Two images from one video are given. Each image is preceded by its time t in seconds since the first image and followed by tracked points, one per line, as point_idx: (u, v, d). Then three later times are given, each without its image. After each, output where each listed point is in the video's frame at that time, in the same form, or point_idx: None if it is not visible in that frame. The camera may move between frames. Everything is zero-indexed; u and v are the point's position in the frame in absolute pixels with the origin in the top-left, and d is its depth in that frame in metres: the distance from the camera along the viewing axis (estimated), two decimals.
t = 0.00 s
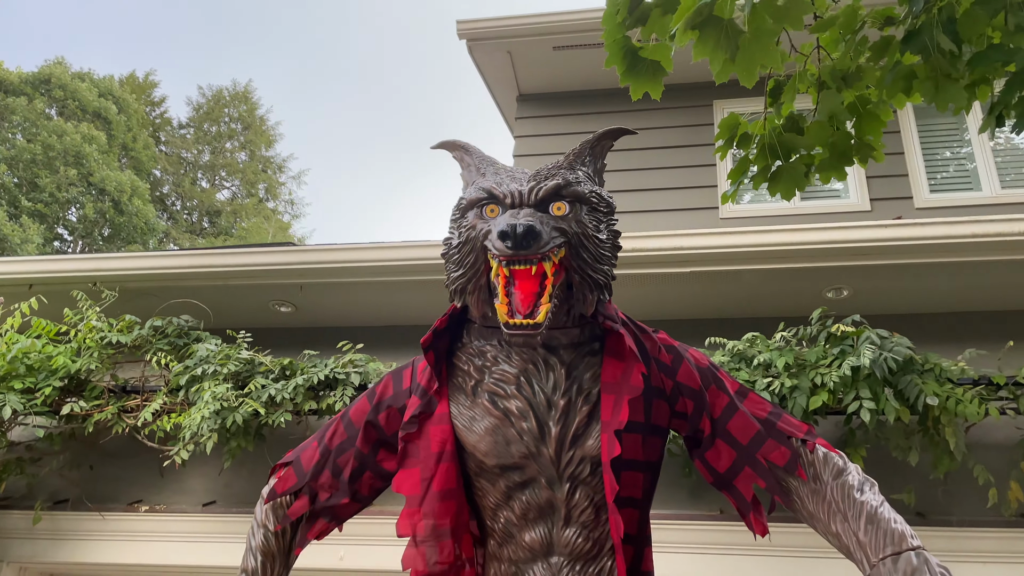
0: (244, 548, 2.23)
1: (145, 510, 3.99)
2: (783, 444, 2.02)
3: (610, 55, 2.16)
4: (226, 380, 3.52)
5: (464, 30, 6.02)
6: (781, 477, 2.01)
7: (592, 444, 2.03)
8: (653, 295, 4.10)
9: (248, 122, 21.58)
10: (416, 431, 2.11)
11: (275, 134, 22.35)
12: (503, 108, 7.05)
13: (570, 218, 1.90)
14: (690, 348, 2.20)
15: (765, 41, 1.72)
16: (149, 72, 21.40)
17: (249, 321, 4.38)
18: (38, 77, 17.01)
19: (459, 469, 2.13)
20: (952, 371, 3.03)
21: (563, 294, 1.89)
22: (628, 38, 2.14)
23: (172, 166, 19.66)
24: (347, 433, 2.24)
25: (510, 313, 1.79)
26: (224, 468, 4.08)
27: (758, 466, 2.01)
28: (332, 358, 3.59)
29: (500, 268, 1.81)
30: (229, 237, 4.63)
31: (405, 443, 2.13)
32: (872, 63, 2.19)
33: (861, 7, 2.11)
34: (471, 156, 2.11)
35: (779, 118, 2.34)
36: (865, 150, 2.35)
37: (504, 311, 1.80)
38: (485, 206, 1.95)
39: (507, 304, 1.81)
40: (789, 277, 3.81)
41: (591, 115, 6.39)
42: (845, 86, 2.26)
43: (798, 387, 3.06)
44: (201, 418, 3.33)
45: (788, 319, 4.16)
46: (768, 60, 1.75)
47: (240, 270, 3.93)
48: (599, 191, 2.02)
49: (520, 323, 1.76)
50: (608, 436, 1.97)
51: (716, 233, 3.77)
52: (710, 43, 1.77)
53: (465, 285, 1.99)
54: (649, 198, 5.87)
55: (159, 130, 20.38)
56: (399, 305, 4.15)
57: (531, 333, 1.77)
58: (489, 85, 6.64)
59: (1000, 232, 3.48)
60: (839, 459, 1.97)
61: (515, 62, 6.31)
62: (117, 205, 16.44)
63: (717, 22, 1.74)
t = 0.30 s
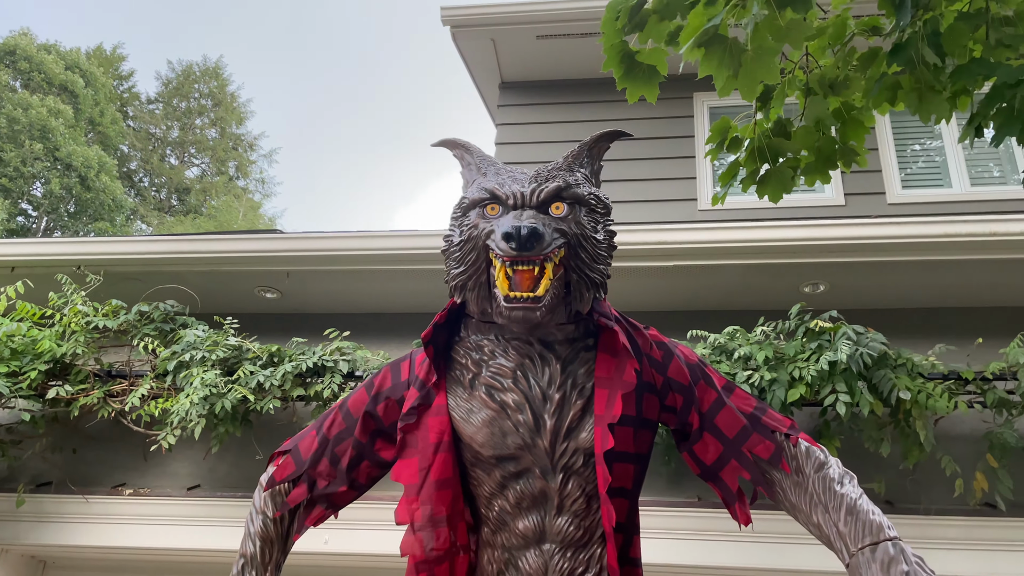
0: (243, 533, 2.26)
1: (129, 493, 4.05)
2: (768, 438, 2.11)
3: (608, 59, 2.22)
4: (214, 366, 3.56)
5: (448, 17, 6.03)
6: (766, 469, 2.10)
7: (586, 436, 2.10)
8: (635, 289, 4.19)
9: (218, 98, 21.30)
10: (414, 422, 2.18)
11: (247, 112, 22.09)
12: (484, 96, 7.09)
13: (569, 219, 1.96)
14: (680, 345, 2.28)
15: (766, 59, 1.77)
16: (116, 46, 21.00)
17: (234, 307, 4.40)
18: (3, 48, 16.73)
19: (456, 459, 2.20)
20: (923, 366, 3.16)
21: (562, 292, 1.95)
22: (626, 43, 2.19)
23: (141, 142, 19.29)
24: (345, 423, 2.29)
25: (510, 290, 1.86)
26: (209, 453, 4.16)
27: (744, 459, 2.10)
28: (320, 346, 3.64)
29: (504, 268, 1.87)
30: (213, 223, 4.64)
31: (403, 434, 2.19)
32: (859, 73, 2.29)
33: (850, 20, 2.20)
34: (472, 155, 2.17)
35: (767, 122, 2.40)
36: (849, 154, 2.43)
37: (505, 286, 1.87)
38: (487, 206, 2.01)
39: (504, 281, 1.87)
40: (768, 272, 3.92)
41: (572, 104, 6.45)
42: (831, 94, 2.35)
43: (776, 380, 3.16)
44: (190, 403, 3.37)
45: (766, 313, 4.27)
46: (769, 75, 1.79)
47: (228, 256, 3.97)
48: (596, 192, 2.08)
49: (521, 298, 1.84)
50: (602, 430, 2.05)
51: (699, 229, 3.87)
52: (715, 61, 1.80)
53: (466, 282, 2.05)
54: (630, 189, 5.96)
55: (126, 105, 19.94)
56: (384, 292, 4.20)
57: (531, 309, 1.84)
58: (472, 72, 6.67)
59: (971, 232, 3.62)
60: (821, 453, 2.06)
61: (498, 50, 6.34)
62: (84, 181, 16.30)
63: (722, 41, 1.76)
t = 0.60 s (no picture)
0: (239, 523, 2.25)
1: (106, 483, 4.04)
2: (756, 431, 2.18)
3: (605, 62, 2.28)
4: (197, 356, 3.56)
5: (425, 7, 6.02)
6: (753, 462, 2.17)
7: (581, 429, 2.16)
8: (614, 283, 4.27)
9: (177, 80, 20.87)
10: (412, 415, 2.21)
11: (207, 94, 21.65)
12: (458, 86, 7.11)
13: (570, 218, 2.01)
14: (671, 341, 2.35)
15: (773, 72, 1.82)
16: (70, 24, 20.42)
17: (212, 297, 4.39)
18: None
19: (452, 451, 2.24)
20: (894, 362, 3.29)
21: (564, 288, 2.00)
22: (624, 46, 2.24)
23: (97, 123, 18.68)
24: (342, 414, 2.32)
25: (514, 269, 1.90)
26: (187, 442, 4.18)
27: (733, 452, 2.17)
28: (303, 337, 3.66)
29: (509, 264, 1.90)
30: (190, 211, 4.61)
31: (401, 426, 2.22)
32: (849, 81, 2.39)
33: (838, 30, 2.27)
34: (473, 154, 2.21)
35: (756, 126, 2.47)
36: (833, 157, 2.50)
37: (509, 265, 1.91)
38: (490, 203, 2.05)
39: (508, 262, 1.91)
40: (744, 268, 4.02)
41: (547, 97, 6.50)
42: (820, 100, 2.44)
43: (755, 374, 3.26)
44: (174, 393, 3.37)
45: (739, 308, 4.38)
46: (776, 86, 1.84)
47: (210, 246, 3.98)
48: (594, 191, 2.13)
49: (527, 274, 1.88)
50: (598, 423, 2.10)
51: (679, 225, 3.95)
52: (725, 72, 1.88)
53: (466, 278, 2.09)
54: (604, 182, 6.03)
55: (82, 84, 19.37)
56: (365, 284, 4.25)
57: (537, 287, 1.88)
58: (447, 63, 6.67)
59: (938, 233, 3.78)
60: (806, 447, 2.14)
61: (475, 42, 6.35)
62: (39, 161, 15.81)
63: (730, 52, 1.84)
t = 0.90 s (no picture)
0: (238, 521, 2.25)
1: (82, 480, 4.00)
2: (750, 429, 2.25)
3: (607, 67, 2.33)
4: (181, 352, 3.54)
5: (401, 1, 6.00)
6: (747, 458, 2.24)
7: (582, 427, 2.20)
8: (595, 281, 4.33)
9: (130, 65, 20.27)
10: (415, 413, 2.23)
11: (162, 83, 21.12)
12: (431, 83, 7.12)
13: (577, 221, 2.05)
14: (667, 340, 2.41)
15: (788, 85, 1.81)
16: (18, 6, 19.74)
17: (190, 291, 4.36)
18: None
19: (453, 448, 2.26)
20: (868, 360, 3.41)
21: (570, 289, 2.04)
22: (625, 52, 2.30)
23: (46, 109, 17.97)
24: (343, 412, 2.33)
25: (524, 271, 1.93)
26: (165, 438, 4.15)
27: (727, 449, 2.24)
28: (288, 333, 3.67)
29: (520, 266, 1.93)
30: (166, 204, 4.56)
31: (404, 424, 2.23)
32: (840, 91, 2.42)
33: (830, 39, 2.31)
34: (477, 156, 2.24)
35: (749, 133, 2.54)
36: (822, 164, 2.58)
37: (519, 267, 1.94)
38: (498, 205, 2.08)
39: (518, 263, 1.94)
40: (723, 268, 4.11)
41: (521, 94, 6.53)
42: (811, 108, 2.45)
43: (737, 371, 3.36)
44: (158, 389, 3.35)
45: (716, 307, 4.47)
46: (790, 100, 1.83)
47: (191, 240, 3.97)
48: (598, 193, 2.17)
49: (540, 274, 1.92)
50: (599, 421, 2.15)
51: (660, 225, 4.02)
52: (742, 85, 1.90)
53: (472, 278, 2.12)
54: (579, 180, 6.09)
55: (31, 68, 18.72)
56: (347, 281, 4.30)
57: (548, 289, 1.91)
58: (421, 58, 6.66)
59: (910, 236, 3.91)
60: (798, 443, 2.21)
61: (450, 38, 6.36)
62: None
63: (748, 66, 1.86)
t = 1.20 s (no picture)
0: (237, 520, 2.21)
1: (63, 478, 3.96)
2: (742, 430, 2.28)
3: (605, 75, 2.39)
4: (167, 350, 3.52)
5: None
6: (739, 458, 2.28)
7: (579, 428, 2.19)
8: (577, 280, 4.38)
9: (93, 54, 19.50)
10: (415, 413, 2.20)
11: (124, 70, 20.62)
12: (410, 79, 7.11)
13: (578, 227, 2.10)
14: (661, 344, 2.46)
15: (793, 102, 1.91)
16: None
17: (172, 287, 4.35)
18: None
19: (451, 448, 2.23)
20: (846, 361, 3.51)
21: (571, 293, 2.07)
22: (623, 61, 2.35)
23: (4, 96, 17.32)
24: (341, 412, 2.32)
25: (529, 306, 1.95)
26: (147, 436, 4.13)
27: (720, 449, 2.28)
28: (275, 331, 3.67)
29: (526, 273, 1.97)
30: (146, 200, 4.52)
31: (404, 424, 2.20)
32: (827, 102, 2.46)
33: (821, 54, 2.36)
34: (479, 161, 2.28)
35: (740, 139, 2.61)
36: (809, 171, 2.66)
37: (524, 301, 1.96)
38: (502, 212, 2.11)
39: (522, 292, 1.98)
40: (705, 269, 4.18)
41: (500, 92, 6.56)
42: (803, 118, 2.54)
43: (720, 371, 3.44)
44: (144, 387, 3.33)
45: (696, 308, 4.54)
46: (794, 115, 1.93)
47: (175, 237, 3.96)
48: (597, 199, 2.21)
49: (539, 309, 1.94)
50: (597, 422, 2.15)
51: (643, 226, 4.08)
52: (750, 99, 1.97)
53: (474, 281, 2.14)
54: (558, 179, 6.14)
55: None
56: (331, 278, 4.33)
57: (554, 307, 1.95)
58: (400, 54, 6.65)
59: (887, 240, 4.03)
60: (788, 444, 2.25)
61: (430, 35, 6.36)
62: None
63: (755, 81, 1.93)
